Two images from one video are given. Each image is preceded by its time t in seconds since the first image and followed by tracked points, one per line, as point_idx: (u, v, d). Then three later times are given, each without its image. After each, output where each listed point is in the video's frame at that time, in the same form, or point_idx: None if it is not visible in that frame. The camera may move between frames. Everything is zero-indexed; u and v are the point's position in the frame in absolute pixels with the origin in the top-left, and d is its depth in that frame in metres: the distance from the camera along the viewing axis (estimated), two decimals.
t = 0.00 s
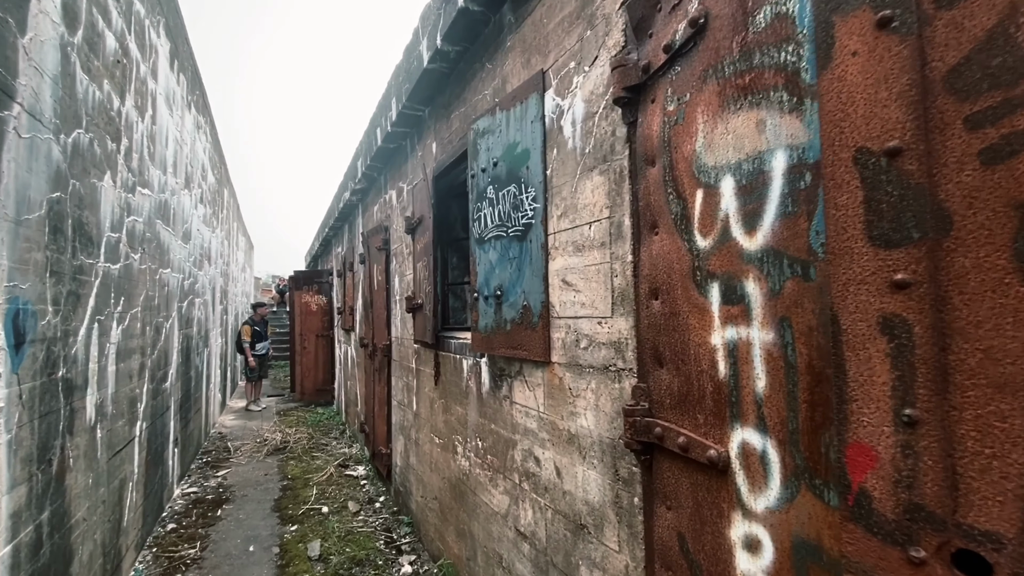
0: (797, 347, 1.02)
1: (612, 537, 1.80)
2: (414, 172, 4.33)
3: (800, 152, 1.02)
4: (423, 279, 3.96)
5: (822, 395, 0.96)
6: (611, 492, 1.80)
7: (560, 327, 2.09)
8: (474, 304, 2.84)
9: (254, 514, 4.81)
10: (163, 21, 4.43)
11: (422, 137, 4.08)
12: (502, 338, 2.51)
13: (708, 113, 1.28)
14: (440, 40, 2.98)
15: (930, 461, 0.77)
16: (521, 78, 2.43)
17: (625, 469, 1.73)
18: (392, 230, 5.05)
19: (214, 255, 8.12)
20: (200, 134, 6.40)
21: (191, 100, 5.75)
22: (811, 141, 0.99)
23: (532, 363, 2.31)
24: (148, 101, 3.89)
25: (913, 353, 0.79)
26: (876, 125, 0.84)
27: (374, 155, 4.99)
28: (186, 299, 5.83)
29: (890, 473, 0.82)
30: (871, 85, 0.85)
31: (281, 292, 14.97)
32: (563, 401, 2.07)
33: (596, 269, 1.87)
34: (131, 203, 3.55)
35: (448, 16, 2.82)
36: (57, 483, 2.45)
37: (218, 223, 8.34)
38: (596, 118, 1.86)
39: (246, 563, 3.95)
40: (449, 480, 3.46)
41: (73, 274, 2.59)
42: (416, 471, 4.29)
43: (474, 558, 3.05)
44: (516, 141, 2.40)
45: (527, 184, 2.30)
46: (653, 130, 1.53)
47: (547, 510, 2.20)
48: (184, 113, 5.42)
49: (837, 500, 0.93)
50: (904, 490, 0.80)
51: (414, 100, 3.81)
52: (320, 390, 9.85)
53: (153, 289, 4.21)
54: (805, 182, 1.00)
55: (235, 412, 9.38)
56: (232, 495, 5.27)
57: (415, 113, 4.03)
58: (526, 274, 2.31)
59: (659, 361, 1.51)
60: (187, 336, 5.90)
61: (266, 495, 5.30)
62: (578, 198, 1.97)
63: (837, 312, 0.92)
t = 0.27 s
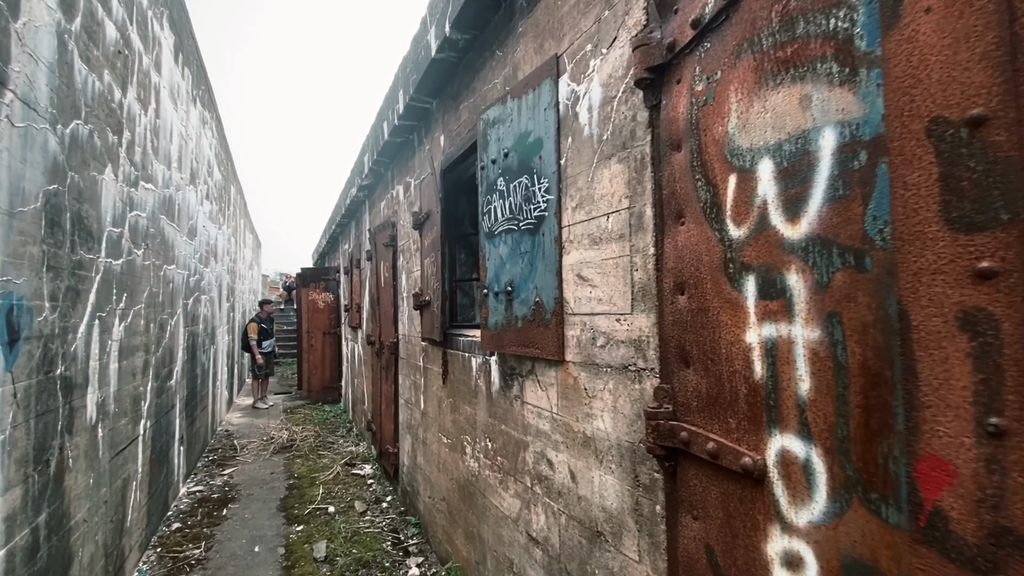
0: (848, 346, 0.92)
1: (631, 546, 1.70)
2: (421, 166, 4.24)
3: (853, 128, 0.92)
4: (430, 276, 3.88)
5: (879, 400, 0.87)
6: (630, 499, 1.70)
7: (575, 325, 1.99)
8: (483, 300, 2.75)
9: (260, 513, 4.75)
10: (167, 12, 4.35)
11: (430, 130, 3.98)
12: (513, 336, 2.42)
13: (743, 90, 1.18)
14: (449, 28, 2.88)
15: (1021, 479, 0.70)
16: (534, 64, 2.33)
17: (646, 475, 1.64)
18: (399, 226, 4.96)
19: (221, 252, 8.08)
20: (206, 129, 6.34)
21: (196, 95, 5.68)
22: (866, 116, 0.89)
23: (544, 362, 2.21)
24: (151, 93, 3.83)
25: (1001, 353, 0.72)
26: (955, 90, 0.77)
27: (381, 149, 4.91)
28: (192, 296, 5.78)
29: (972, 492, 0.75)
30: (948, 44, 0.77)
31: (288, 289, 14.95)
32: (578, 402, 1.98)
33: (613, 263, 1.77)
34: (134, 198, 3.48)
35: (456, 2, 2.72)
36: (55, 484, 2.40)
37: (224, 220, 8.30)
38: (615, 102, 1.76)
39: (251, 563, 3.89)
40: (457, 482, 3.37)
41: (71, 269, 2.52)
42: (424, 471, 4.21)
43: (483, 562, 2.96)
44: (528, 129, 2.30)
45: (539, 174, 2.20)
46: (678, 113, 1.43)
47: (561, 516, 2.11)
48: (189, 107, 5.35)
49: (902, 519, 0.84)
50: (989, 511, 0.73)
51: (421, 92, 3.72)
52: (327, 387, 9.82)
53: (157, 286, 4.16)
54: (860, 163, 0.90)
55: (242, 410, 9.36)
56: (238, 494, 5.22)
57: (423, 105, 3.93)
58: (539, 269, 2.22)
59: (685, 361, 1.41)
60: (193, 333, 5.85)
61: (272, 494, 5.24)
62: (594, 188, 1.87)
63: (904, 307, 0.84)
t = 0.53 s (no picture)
0: (928, 347, 0.81)
1: (654, 562, 1.56)
2: (427, 158, 4.11)
3: (936, 88, 0.80)
4: (437, 271, 3.75)
5: (969, 411, 0.77)
6: (653, 511, 1.56)
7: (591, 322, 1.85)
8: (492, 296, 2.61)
9: (263, 514, 4.66)
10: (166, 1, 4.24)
11: (436, 121, 3.85)
12: (523, 334, 2.28)
13: (791, 54, 1.05)
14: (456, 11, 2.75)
15: None
16: (546, 45, 2.19)
17: (670, 486, 1.50)
18: (405, 221, 4.84)
19: (226, 248, 8.00)
20: (210, 123, 6.24)
21: (199, 88, 5.58)
22: (953, 73, 0.78)
23: (557, 361, 2.08)
24: (150, 83, 3.73)
25: None
26: None
27: (386, 142, 4.78)
28: (195, 292, 5.69)
29: None
30: None
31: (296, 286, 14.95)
32: (594, 405, 1.84)
33: (634, 254, 1.63)
34: (132, 191, 3.38)
35: None
36: (46, 487, 2.29)
37: (230, 216, 8.22)
38: (638, 80, 1.62)
39: (253, 566, 3.78)
40: (464, 485, 3.24)
41: (62, 263, 2.41)
42: (430, 472, 4.09)
43: (492, 570, 2.83)
44: (540, 114, 2.16)
45: (552, 161, 2.06)
46: (712, 86, 1.29)
47: (575, 526, 1.97)
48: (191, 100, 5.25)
49: (1008, 558, 0.73)
50: None
51: (427, 81, 3.58)
52: (333, 385, 9.74)
53: (158, 281, 4.05)
54: (946, 128, 0.79)
55: (248, 407, 9.30)
56: (242, 494, 5.13)
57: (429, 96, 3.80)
58: (552, 262, 2.08)
59: (718, 362, 1.28)
60: (196, 330, 5.76)
61: (276, 493, 5.15)
62: (614, 173, 1.73)
63: (1011, 304, 0.72)
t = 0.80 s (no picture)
0: None
1: None
2: (432, 148, 3.95)
3: None
4: (442, 266, 3.60)
5: None
6: (681, 528, 1.41)
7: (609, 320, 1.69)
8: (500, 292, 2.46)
9: (264, 515, 4.54)
10: None
11: (442, 109, 3.70)
12: (534, 332, 2.13)
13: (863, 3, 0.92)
14: None
15: None
16: (560, 20, 2.04)
17: (701, 502, 1.35)
18: (409, 214, 4.69)
19: (229, 243, 7.89)
20: (211, 115, 6.11)
21: (199, 79, 5.45)
22: None
23: (572, 362, 1.92)
24: (145, 70, 3.59)
25: None
26: None
27: (390, 133, 4.64)
28: (196, 287, 5.57)
29: None
30: None
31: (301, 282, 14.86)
32: (613, 409, 1.68)
33: (661, 244, 1.47)
34: (126, 181, 3.25)
35: None
36: (29, 492, 2.17)
37: (232, 211, 8.10)
38: (666, 51, 1.46)
39: (252, 570, 3.66)
40: (470, 489, 3.09)
41: (46, 255, 2.28)
42: (435, 474, 3.95)
43: None
44: (553, 93, 2.00)
45: (567, 144, 1.91)
46: (757, 49, 1.15)
47: (592, 539, 1.82)
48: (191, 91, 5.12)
49: None
50: None
51: (432, 66, 3.43)
52: (337, 381, 9.64)
53: (155, 276, 3.93)
54: None
55: (252, 404, 9.20)
56: (243, 494, 5.01)
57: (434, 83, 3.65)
58: (566, 255, 1.92)
59: (763, 365, 1.13)
60: (197, 326, 5.64)
61: (277, 493, 5.03)
62: (638, 155, 1.58)
63: None
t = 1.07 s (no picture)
0: None
1: None
2: (437, 139, 3.82)
3: None
4: (446, 260, 3.46)
5: None
6: (713, 545, 1.28)
7: (631, 316, 1.56)
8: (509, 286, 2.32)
9: (263, 516, 4.43)
10: None
11: (447, 97, 3.56)
12: (546, 329, 1.99)
13: None
14: None
15: None
16: None
17: (736, 516, 1.22)
18: (413, 207, 4.56)
19: (230, 238, 7.77)
20: (211, 107, 5.98)
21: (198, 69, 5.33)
22: None
23: (587, 360, 1.79)
24: (139, 56, 3.46)
25: None
26: None
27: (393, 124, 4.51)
28: (195, 282, 5.46)
29: None
30: None
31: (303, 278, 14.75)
32: (634, 413, 1.55)
33: (691, 232, 1.34)
34: (119, 171, 3.13)
35: None
36: (12, 496, 2.05)
37: (234, 206, 7.99)
38: (698, 19, 1.32)
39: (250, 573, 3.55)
40: (475, 492, 2.97)
41: (29, 246, 2.16)
42: (438, 475, 3.82)
43: None
44: (568, 73, 1.87)
45: (583, 126, 1.78)
46: (809, 8, 1.01)
47: (609, 552, 1.69)
48: (190, 81, 5.00)
49: None
50: None
51: (437, 53, 3.30)
52: (340, 378, 9.54)
53: (150, 270, 3.82)
54: None
55: (253, 401, 9.11)
56: (242, 494, 4.91)
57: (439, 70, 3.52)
58: (582, 246, 1.78)
59: (815, 366, 0.99)
60: (196, 321, 5.53)
61: (277, 493, 4.92)
62: (664, 136, 1.44)
63: None
